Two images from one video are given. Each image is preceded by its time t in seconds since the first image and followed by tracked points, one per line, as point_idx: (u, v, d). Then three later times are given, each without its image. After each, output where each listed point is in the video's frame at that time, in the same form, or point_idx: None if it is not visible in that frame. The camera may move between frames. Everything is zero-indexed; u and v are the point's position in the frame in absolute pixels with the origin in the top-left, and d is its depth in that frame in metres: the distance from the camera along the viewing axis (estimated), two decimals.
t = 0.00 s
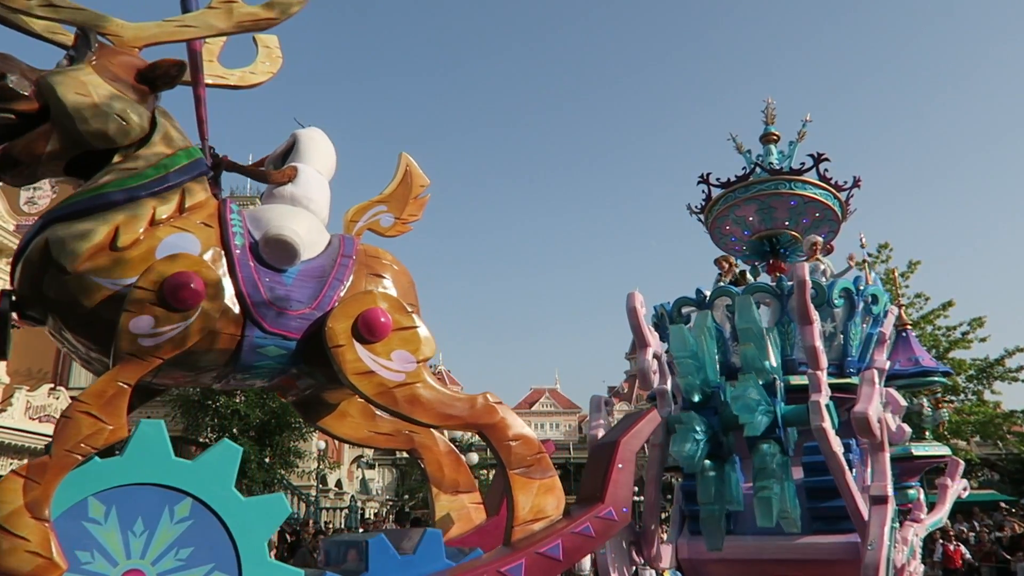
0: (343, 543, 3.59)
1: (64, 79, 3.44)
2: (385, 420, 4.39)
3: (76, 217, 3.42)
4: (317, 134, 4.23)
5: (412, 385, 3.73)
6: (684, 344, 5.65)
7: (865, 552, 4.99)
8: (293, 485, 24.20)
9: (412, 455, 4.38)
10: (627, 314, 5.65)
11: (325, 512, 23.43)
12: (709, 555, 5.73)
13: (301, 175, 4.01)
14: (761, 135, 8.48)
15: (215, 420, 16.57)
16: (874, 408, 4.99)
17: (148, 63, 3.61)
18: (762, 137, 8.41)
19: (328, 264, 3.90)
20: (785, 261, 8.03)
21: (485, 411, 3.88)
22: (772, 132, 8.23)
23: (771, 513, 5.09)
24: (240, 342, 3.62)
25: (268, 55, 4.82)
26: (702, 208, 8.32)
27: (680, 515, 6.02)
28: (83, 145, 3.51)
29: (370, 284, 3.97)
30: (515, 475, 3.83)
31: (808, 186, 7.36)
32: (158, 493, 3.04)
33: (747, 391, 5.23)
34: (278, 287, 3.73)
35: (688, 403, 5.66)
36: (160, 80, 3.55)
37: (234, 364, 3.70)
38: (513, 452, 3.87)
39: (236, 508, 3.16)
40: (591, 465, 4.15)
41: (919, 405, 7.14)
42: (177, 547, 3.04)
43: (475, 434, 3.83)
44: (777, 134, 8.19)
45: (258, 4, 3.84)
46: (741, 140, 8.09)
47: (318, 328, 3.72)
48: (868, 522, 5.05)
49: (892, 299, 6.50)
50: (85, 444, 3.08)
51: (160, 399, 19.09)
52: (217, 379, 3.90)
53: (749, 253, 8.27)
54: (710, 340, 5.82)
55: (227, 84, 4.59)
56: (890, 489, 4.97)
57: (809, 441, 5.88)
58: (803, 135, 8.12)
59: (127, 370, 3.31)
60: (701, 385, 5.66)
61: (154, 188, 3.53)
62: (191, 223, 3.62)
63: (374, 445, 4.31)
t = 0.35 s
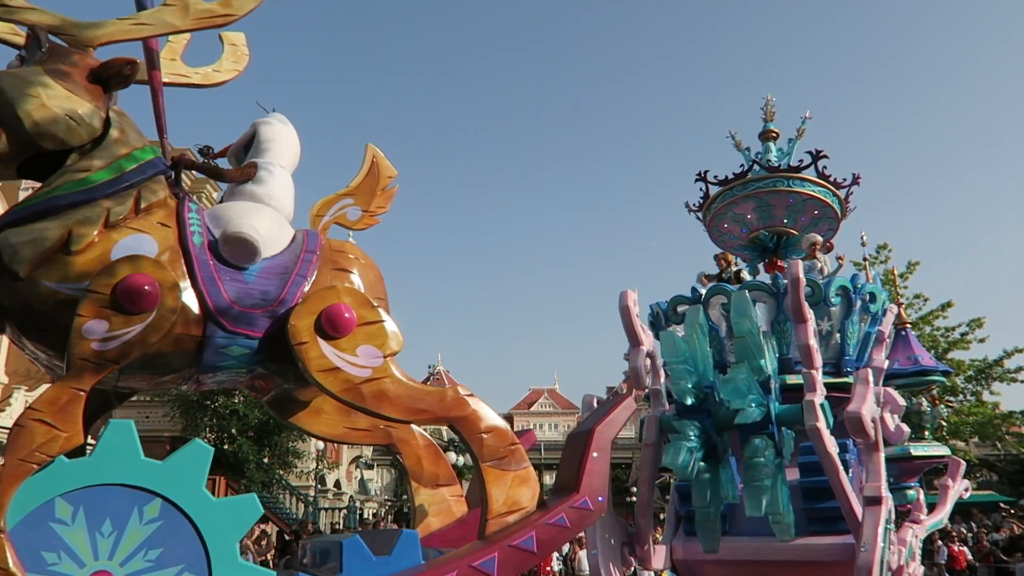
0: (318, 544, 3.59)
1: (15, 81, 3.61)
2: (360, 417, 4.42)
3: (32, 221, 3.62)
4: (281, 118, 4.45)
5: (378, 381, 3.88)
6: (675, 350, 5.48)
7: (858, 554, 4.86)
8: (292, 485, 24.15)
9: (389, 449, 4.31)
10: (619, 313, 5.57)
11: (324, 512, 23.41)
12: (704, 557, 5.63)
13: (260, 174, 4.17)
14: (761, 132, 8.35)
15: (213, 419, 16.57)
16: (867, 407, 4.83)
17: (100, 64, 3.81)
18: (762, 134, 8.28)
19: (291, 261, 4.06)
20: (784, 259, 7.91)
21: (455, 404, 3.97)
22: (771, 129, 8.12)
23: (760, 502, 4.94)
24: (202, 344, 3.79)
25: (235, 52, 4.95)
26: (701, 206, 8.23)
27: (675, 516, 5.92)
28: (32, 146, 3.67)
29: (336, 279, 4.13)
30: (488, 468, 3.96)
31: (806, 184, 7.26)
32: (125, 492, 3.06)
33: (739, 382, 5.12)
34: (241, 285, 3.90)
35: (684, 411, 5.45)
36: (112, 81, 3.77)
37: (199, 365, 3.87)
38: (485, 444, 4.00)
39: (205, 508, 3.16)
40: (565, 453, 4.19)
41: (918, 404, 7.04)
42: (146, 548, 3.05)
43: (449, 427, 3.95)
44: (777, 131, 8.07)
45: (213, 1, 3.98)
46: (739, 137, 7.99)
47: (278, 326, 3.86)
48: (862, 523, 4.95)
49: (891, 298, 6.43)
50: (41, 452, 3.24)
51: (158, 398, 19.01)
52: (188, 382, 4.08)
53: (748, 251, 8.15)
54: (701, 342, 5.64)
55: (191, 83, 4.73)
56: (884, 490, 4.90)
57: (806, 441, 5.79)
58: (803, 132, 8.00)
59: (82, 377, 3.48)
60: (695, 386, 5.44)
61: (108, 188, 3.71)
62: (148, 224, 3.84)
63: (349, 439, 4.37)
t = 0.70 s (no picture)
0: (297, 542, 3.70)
1: None
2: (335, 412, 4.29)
3: None
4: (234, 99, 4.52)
5: (342, 377, 3.88)
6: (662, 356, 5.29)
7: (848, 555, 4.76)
8: (288, 486, 24.06)
9: (363, 444, 4.25)
10: (610, 311, 5.49)
11: (320, 513, 23.35)
12: (696, 558, 5.53)
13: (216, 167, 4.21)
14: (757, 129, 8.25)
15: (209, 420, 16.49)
16: (858, 406, 4.71)
17: (46, 61, 3.70)
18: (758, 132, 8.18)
19: (251, 257, 4.02)
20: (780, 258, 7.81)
21: (422, 398, 4.01)
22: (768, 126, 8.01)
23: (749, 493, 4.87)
24: (159, 345, 3.75)
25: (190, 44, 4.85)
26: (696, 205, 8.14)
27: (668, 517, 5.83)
28: None
29: (297, 274, 4.07)
30: (458, 462, 4.02)
31: (802, 182, 7.16)
32: (90, 494, 3.00)
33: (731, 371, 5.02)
34: (199, 284, 3.85)
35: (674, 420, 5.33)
36: (58, 79, 3.68)
37: (159, 367, 3.86)
38: (455, 437, 4.05)
39: (173, 510, 3.11)
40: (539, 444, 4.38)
41: (915, 403, 6.95)
42: (111, 550, 3.00)
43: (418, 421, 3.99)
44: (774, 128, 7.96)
45: None
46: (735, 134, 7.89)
47: (238, 326, 3.84)
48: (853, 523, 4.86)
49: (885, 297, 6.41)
50: None
51: (153, 399, 18.95)
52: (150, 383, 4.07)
53: (745, 251, 8.04)
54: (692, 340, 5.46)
55: (147, 77, 4.64)
56: (875, 490, 4.81)
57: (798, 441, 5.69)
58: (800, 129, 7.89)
59: (31, 381, 3.42)
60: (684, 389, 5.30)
61: (55, 190, 3.64)
62: (102, 223, 3.77)
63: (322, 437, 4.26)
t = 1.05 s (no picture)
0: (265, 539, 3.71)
1: None
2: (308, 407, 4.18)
3: None
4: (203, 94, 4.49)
5: (305, 371, 3.88)
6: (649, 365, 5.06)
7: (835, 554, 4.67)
8: (281, 486, 23.96)
9: (337, 439, 4.12)
10: (598, 309, 5.44)
11: (313, 513, 23.28)
12: (686, 558, 5.44)
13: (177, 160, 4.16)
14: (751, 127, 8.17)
15: (202, 420, 16.43)
16: (846, 404, 4.63)
17: None
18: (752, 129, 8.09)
19: (211, 253, 3.99)
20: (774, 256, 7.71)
21: (388, 391, 4.00)
22: (762, 124, 7.93)
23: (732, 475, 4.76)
24: (115, 343, 3.74)
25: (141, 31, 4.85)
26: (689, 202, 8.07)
27: (658, 518, 5.77)
28: None
29: (258, 268, 4.02)
30: (427, 454, 3.99)
31: (795, 179, 7.10)
32: (54, 493, 2.94)
33: (720, 359, 4.98)
34: (156, 282, 3.83)
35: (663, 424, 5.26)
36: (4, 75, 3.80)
37: (118, 366, 3.85)
38: (422, 430, 4.00)
39: (138, 509, 3.03)
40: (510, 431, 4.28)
41: (907, 401, 6.88)
42: (74, 550, 2.93)
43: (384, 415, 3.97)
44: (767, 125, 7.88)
45: None
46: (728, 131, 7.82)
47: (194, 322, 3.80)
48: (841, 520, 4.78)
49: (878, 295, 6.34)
50: None
51: (145, 399, 18.87)
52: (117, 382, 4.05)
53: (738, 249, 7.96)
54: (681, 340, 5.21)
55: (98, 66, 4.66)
56: (863, 489, 4.74)
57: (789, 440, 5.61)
58: (794, 125, 7.81)
59: None
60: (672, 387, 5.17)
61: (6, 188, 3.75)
62: (55, 225, 3.79)
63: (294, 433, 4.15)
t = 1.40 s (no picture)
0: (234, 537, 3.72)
1: None
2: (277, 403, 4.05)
3: None
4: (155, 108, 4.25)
5: (265, 365, 3.86)
6: (633, 366, 5.09)
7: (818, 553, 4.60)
8: (273, 485, 23.86)
9: (308, 433, 3.99)
10: (582, 306, 5.37)
11: (305, 512, 23.20)
12: (675, 556, 5.39)
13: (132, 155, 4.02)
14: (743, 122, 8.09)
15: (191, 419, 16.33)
16: (830, 400, 4.58)
17: None
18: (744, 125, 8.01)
19: (167, 247, 3.91)
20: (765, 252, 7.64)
21: (351, 383, 3.96)
22: (754, 119, 7.85)
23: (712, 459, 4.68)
24: (70, 343, 3.67)
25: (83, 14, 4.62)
26: (680, 199, 8.00)
27: (645, 515, 5.71)
28: None
29: (215, 263, 3.97)
30: (393, 447, 3.97)
31: (785, 174, 7.04)
32: (13, 492, 2.95)
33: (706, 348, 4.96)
34: (110, 279, 3.75)
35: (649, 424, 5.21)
36: None
37: (74, 366, 3.74)
38: (387, 422, 3.98)
39: (99, 507, 3.02)
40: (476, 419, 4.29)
41: (898, 398, 6.79)
42: (33, 550, 2.93)
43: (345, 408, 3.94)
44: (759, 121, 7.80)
45: None
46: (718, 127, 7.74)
47: (148, 320, 3.75)
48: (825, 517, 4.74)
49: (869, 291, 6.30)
50: None
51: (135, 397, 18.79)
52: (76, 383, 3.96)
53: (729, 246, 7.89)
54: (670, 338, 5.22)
55: (42, 56, 4.38)
56: (847, 487, 4.69)
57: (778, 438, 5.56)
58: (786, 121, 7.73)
59: None
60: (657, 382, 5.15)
61: None
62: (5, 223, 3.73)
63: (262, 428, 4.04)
